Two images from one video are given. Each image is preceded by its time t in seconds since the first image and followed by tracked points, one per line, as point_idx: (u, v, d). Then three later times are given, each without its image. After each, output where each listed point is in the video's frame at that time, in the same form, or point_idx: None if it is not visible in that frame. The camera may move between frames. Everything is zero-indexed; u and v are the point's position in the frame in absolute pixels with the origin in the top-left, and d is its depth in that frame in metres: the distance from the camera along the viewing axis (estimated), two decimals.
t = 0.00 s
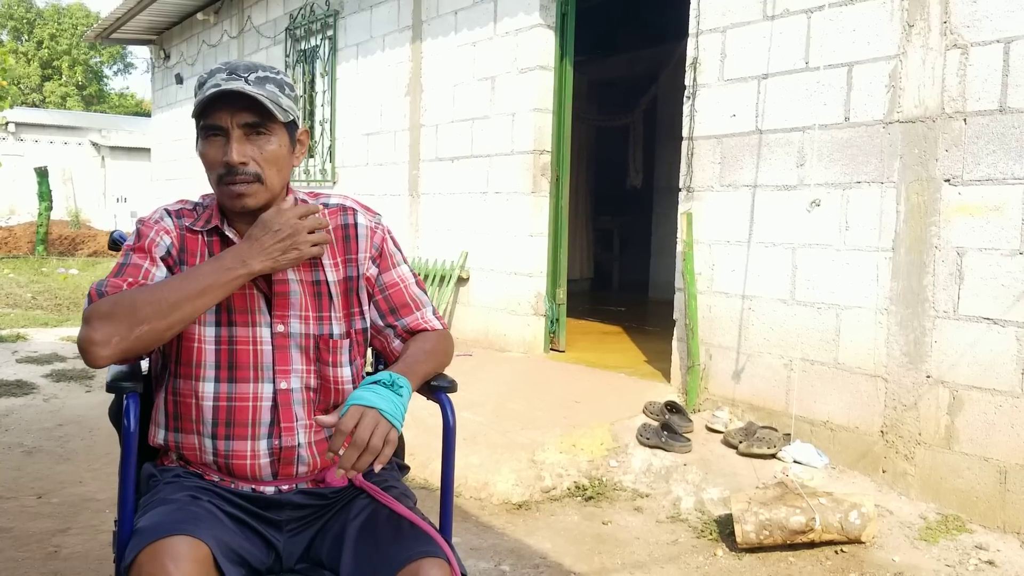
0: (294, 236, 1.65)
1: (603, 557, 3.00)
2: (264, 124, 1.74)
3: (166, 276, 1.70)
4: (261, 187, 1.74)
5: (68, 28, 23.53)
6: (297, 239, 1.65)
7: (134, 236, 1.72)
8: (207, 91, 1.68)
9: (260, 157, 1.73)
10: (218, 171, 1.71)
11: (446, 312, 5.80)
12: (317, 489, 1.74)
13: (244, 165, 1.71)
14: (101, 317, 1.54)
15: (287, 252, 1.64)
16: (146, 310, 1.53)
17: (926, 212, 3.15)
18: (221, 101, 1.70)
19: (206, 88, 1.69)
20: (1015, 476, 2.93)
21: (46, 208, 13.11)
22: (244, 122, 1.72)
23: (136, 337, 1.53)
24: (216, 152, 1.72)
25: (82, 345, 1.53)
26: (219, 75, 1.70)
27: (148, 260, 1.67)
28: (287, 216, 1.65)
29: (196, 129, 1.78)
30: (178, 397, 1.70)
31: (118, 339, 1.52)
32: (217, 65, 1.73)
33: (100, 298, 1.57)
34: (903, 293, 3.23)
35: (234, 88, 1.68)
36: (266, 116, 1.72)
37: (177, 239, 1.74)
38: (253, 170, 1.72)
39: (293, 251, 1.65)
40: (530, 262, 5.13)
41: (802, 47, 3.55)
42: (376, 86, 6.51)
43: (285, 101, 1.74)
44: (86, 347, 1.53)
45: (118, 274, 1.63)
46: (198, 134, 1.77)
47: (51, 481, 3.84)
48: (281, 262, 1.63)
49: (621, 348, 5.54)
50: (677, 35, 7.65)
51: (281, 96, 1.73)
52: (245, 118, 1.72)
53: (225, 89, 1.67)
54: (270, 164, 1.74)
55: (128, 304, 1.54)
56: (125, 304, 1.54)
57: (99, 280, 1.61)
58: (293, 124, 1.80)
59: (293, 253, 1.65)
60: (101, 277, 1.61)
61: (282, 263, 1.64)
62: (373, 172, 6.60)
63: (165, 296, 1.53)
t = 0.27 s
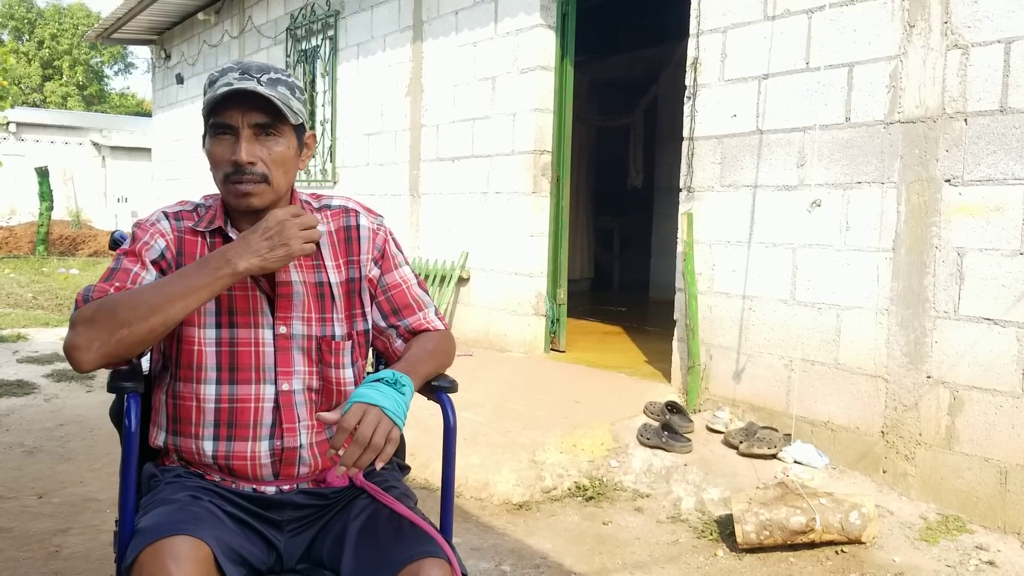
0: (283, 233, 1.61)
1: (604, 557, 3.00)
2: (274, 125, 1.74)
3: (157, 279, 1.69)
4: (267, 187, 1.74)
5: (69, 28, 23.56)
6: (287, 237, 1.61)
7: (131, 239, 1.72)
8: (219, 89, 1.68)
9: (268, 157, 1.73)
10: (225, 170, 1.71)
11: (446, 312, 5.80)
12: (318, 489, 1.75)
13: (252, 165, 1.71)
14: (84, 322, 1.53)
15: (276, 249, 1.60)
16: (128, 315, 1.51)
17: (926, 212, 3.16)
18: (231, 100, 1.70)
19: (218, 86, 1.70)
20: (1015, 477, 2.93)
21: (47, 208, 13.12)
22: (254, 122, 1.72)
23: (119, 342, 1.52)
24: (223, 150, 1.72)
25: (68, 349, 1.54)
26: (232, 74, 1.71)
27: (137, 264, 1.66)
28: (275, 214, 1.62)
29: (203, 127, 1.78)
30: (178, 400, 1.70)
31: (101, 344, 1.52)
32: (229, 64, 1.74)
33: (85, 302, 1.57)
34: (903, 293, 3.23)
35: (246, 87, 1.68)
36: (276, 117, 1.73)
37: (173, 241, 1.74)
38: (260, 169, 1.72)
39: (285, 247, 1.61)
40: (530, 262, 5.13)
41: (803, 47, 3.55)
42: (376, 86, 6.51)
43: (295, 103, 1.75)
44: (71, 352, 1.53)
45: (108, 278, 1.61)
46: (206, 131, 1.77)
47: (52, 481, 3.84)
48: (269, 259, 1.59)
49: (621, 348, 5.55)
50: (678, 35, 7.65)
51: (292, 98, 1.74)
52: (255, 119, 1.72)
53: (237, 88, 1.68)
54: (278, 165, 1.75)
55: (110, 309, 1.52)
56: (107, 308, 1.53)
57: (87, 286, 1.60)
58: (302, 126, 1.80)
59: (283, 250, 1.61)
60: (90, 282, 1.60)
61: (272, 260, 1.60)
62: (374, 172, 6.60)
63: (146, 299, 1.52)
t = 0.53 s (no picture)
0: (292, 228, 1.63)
1: (605, 557, 3.00)
2: (273, 128, 1.74)
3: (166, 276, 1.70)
4: (265, 191, 1.74)
5: (69, 29, 23.57)
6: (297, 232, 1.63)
7: (135, 238, 1.72)
8: (217, 93, 1.69)
9: (267, 161, 1.73)
10: (224, 174, 1.71)
11: (447, 312, 5.81)
12: (318, 489, 1.75)
13: (250, 169, 1.71)
14: (99, 318, 1.53)
15: (285, 244, 1.62)
16: (145, 308, 1.52)
17: (927, 212, 3.16)
18: (230, 104, 1.70)
19: (216, 90, 1.70)
20: (1016, 476, 2.93)
21: (47, 209, 13.12)
22: (252, 126, 1.72)
23: (137, 335, 1.52)
24: (222, 154, 1.72)
25: (83, 345, 1.53)
26: (231, 77, 1.71)
27: (146, 261, 1.66)
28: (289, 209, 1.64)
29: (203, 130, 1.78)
30: (180, 398, 1.70)
31: (118, 338, 1.52)
32: (229, 67, 1.74)
33: (99, 298, 1.57)
34: (903, 293, 3.23)
35: (245, 91, 1.68)
36: (274, 120, 1.73)
37: (178, 240, 1.75)
38: (258, 174, 1.72)
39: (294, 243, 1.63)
40: (531, 262, 5.14)
41: (803, 47, 3.55)
42: (376, 86, 6.51)
43: (294, 107, 1.75)
44: (87, 348, 1.52)
45: (118, 274, 1.62)
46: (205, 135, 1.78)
47: (53, 481, 3.84)
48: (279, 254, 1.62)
49: (622, 348, 5.55)
50: (678, 35, 7.65)
51: (291, 102, 1.74)
52: (253, 123, 1.72)
53: (235, 92, 1.68)
54: (276, 169, 1.75)
55: (128, 303, 1.53)
56: (123, 303, 1.53)
57: (99, 282, 1.60)
58: (301, 130, 1.80)
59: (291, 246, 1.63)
60: (101, 278, 1.60)
61: (280, 255, 1.62)
62: (374, 172, 6.61)
63: (162, 292, 1.53)
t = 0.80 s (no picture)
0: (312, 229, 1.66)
1: (605, 557, 3.00)
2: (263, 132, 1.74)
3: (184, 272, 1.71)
4: (259, 196, 1.75)
5: (69, 29, 23.58)
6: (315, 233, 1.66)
7: (145, 236, 1.72)
8: (205, 100, 1.68)
9: (259, 166, 1.73)
10: (217, 180, 1.72)
11: (446, 312, 5.81)
12: (318, 490, 1.75)
13: (242, 175, 1.71)
14: (130, 308, 1.52)
15: (306, 245, 1.65)
16: (179, 301, 1.53)
17: (926, 212, 3.16)
18: (218, 111, 1.69)
19: (204, 98, 1.69)
20: (1016, 476, 2.93)
21: (47, 209, 13.12)
22: (242, 131, 1.72)
23: (168, 327, 1.52)
24: (214, 161, 1.72)
25: (112, 335, 1.51)
26: (218, 83, 1.70)
27: (167, 256, 1.68)
28: (307, 211, 1.67)
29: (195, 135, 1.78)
30: (189, 392, 1.70)
31: (150, 329, 1.51)
32: (217, 72, 1.73)
33: (128, 289, 1.57)
34: (903, 293, 3.23)
35: (231, 97, 1.67)
36: (263, 124, 1.72)
37: (187, 239, 1.75)
38: (251, 179, 1.72)
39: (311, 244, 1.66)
40: (531, 263, 5.14)
41: (802, 47, 3.55)
42: (376, 87, 6.51)
43: (283, 108, 1.74)
44: (116, 338, 1.51)
45: (142, 267, 1.63)
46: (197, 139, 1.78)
47: (53, 482, 3.84)
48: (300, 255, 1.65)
49: (622, 347, 5.55)
50: (678, 35, 7.65)
51: (280, 104, 1.73)
52: (243, 128, 1.71)
53: (222, 98, 1.67)
54: (269, 173, 1.75)
55: (160, 295, 1.53)
56: (154, 295, 1.53)
57: (125, 273, 1.60)
58: (292, 131, 1.79)
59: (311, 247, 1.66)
60: (126, 269, 1.61)
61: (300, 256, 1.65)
62: (374, 172, 6.61)
63: (194, 287, 1.54)
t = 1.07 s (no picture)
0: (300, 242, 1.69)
1: (605, 557, 3.00)
2: (272, 129, 1.74)
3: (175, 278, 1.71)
4: (264, 191, 1.74)
5: (69, 30, 23.59)
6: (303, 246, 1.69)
7: (141, 238, 1.72)
8: (216, 92, 1.69)
9: (266, 160, 1.73)
10: (223, 173, 1.72)
11: (446, 312, 5.81)
12: (318, 491, 1.75)
13: (248, 169, 1.71)
14: (113, 314, 1.53)
15: (294, 258, 1.68)
16: (164, 311, 1.54)
17: (926, 212, 3.16)
18: (229, 103, 1.70)
19: (215, 90, 1.70)
20: (1016, 476, 2.93)
21: (48, 210, 13.13)
22: (251, 125, 1.72)
23: (150, 337, 1.53)
24: (222, 154, 1.72)
25: (93, 341, 1.52)
26: (230, 77, 1.71)
27: (159, 262, 1.68)
28: (294, 224, 1.70)
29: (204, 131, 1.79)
30: (186, 397, 1.71)
31: (132, 337, 1.52)
32: (229, 68, 1.74)
33: (115, 294, 1.57)
34: (903, 293, 3.23)
35: (243, 90, 1.68)
36: (273, 120, 1.73)
37: (184, 242, 1.75)
38: (258, 173, 1.72)
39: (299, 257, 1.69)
40: (531, 263, 5.14)
41: (802, 47, 3.55)
42: (376, 87, 6.51)
43: (293, 106, 1.74)
44: (97, 344, 1.51)
45: (132, 272, 1.63)
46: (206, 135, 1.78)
47: (53, 483, 3.84)
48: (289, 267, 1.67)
49: (622, 347, 5.55)
50: (677, 35, 7.65)
51: (291, 102, 1.74)
52: (253, 122, 1.72)
53: (234, 92, 1.68)
54: (275, 169, 1.75)
55: (144, 303, 1.54)
56: (139, 303, 1.54)
57: (114, 277, 1.60)
58: (301, 130, 1.80)
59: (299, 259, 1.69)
60: (115, 273, 1.61)
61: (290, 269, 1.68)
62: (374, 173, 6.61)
63: (181, 298, 1.56)
